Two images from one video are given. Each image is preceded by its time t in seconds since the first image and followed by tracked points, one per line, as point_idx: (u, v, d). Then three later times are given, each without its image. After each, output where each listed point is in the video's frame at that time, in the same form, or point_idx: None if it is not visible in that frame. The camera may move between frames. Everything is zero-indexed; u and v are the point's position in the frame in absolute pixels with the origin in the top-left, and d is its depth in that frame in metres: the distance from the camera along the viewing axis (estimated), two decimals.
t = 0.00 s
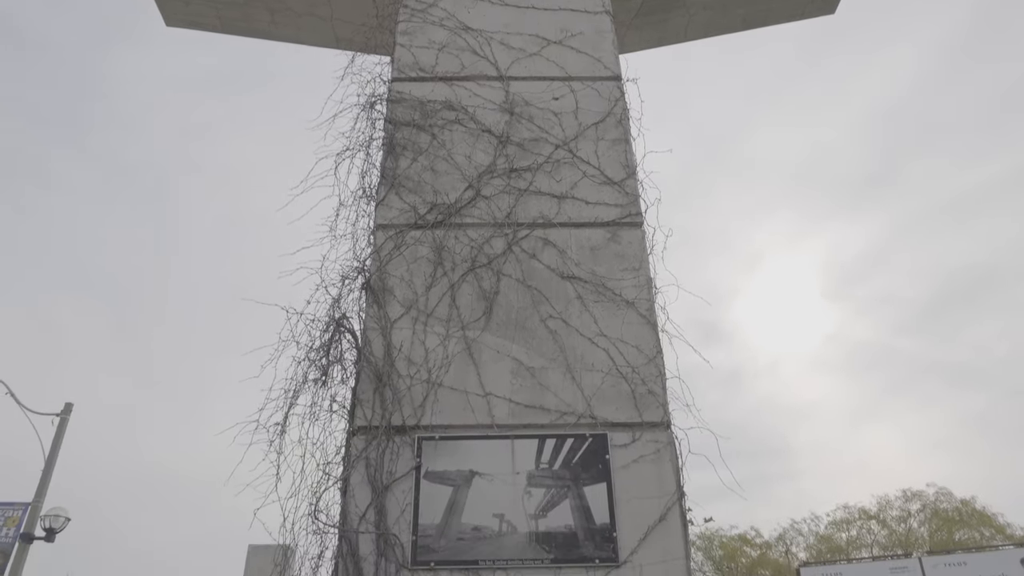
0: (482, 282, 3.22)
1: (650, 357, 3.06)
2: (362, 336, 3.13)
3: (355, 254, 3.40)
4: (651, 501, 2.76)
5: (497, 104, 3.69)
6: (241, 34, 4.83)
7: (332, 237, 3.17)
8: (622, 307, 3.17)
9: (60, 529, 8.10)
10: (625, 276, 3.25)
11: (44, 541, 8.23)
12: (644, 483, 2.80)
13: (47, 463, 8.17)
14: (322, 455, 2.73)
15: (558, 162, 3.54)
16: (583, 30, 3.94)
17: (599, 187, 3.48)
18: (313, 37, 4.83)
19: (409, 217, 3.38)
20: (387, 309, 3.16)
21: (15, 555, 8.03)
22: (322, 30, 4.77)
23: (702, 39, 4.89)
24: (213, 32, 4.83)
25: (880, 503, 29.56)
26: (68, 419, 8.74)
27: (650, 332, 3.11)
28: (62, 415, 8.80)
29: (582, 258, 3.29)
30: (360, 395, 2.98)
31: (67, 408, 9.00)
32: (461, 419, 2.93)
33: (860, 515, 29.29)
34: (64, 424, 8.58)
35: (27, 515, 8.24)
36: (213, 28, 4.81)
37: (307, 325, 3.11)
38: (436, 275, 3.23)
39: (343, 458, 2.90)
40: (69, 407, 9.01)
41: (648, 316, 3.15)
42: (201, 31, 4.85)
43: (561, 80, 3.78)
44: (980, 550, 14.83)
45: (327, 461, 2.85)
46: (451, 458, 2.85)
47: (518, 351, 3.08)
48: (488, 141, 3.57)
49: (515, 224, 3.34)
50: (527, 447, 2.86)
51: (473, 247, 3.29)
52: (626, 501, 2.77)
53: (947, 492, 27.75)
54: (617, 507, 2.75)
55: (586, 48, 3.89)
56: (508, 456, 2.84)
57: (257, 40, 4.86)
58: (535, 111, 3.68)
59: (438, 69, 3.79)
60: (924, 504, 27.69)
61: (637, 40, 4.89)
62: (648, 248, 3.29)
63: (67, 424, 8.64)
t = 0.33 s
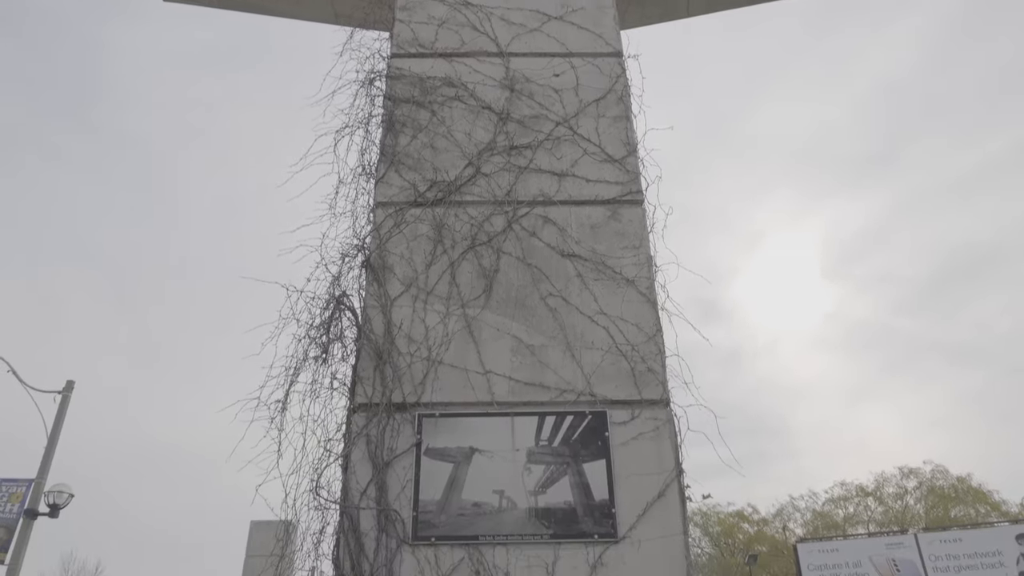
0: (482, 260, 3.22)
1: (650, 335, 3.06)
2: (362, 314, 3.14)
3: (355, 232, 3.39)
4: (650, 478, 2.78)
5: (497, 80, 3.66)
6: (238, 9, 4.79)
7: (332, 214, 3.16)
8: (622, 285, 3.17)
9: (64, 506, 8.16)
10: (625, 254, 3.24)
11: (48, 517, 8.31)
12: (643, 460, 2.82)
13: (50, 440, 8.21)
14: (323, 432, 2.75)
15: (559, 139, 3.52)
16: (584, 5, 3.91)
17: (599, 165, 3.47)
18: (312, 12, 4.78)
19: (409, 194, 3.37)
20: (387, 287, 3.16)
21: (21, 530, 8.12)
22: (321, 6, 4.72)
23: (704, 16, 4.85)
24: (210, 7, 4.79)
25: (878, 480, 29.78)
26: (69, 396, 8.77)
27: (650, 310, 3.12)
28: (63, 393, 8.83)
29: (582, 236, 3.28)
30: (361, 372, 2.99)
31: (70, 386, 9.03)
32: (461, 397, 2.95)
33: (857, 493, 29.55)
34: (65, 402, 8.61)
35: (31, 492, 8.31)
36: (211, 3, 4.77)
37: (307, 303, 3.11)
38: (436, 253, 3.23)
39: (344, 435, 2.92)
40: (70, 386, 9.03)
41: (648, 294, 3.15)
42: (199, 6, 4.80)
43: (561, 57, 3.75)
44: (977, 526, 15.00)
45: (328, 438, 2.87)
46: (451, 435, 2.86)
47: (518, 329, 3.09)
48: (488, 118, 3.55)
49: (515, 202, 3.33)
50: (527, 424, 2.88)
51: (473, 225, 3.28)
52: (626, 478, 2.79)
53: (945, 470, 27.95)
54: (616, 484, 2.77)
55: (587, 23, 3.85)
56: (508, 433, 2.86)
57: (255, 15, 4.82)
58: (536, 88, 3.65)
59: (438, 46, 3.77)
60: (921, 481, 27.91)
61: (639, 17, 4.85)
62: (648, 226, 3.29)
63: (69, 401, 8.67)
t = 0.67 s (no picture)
0: (482, 238, 3.21)
1: (650, 313, 3.07)
2: (362, 291, 3.14)
3: (355, 210, 3.39)
4: (648, 455, 2.79)
5: (497, 57, 3.63)
6: None
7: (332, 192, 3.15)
8: (622, 263, 3.17)
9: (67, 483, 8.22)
10: (625, 232, 3.24)
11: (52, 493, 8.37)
12: (642, 437, 2.83)
13: (52, 417, 8.25)
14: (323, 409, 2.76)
15: (559, 117, 3.50)
16: None
17: (600, 143, 3.45)
18: None
19: (409, 171, 3.36)
20: (387, 264, 3.16)
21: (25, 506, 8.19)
22: None
23: None
24: None
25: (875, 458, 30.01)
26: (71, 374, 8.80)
27: (650, 289, 3.12)
28: (64, 370, 8.85)
29: (582, 214, 3.28)
30: (361, 349, 2.99)
31: (71, 363, 9.05)
32: (461, 374, 2.95)
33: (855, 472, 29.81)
34: (66, 379, 8.63)
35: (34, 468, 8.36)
36: None
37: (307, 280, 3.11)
38: (436, 231, 3.22)
39: (345, 412, 2.93)
40: (71, 363, 9.05)
41: (648, 272, 3.15)
42: None
43: (562, 33, 3.72)
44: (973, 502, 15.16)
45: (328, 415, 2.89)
46: (451, 412, 2.88)
47: (518, 307, 3.09)
48: (488, 95, 3.52)
49: (515, 180, 3.32)
50: (527, 402, 2.89)
51: (473, 203, 3.27)
52: (625, 455, 2.80)
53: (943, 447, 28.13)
54: (616, 461, 2.79)
55: None
56: (508, 411, 2.87)
57: None
58: (536, 64, 3.63)
59: (438, 22, 3.74)
60: (918, 458, 28.09)
61: None
62: (648, 204, 3.28)
63: (70, 378, 8.70)
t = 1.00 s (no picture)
0: (482, 218, 3.21)
1: (649, 293, 3.07)
2: (362, 272, 3.14)
3: (355, 190, 3.38)
4: (647, 434, 2.81)
5: (496, 35, 3.61)
6: None
7: (331, 172, 3.14)
8: (623, 243, 3.16)
9: (69, 462, 8.27)
10: (625, 211, 3.23)
11: (54, 472, 8.44)
12: (641, 416, 2.85)
13: (53, 397, 8.28)
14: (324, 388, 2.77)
15: (560, 96, 3.48)
16: None
17: (601, 122, 3.43)
18: None
19: (409, 151, 3.35)
20: (387, 244, 3.16)
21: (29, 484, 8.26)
22: None
23: None
24: None
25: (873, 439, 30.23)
26: (72, 354, 8.82)
27: (650, 269, 3.12)
28: (64, 351, 8.87)
29: (582, 193, 3.27)
30: (361, 329, 3.00)
31: (71, 343, 9.07)
32: (461, 354, 2.96)
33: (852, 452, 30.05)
34: (67, 359, 8.65)
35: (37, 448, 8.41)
36: None
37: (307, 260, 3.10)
38: (436, 211, 3.21)
39: (346, 392, 2.94)
40: (71, 343, 9.06)
41: (648, 252, 3.14)
42: None
43: (562, 11, 3.69)
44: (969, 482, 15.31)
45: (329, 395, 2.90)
46: (451, 391, 2.89)
47: (518, 287, 3.09)
48: (488, 74, 3.50)
49: (516, 159, 3.31)
50: (527, 381, 2.90)
51: (473, 182, 3.26)
52: (624, 434, 2.82)
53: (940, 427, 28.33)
54: (615, 440, 2.80)
55: None
56: (508, 390, 2.88)
57: None
58: (537, 43, 3.60)
59: None
60: (916, 439, 28.22)
61: None
62: (649, 183, 3.27)
63: (71, 359, 8.73)
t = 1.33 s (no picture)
0: (482, 198, 3.20)
1: (649, 275, 3.07)
2: (362, 253, 3.13)
3: (354, 171, 3.36)
4: (647, 414, 2.82)
5: (497, 14, 3.58)
6: None
7: (331, 152, 3.13)
8: (623, 225, 3.16)
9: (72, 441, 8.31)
10: (626, 192, 3.22)
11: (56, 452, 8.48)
12: (641, 397, 2.86)
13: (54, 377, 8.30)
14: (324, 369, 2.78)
15: (561, 75, 3.45)
16: None
17: (601, 102, 3.41)
18: None
19: (409, 131, 3.33)
20: (387, 225, 3.15)
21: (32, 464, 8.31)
22: None
23: None
24: None
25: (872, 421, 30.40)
26: (73, 335, 8.82)
27: (650, 250, 3.11)
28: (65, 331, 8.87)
29: (583, 173, 3.26)
30: (361, 310, 3.00)
31: (71, 323, 9.07)
32: (461, 335, 2.97)
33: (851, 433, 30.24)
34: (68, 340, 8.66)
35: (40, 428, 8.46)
36: None
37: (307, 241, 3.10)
38: (436, 191, 3.21)
39: (347, 372, 2.95)
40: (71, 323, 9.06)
41: (648, 233, 3.14)
42: None
43: None
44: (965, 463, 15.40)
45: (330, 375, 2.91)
46: (451, 372, 2.90)
47: (518, 268, 3.09)
48: (488, 53, 3.47)
49: (516, 139, 3.29)
50: (527, 362, 2.91)
51: (473, 163, 3.25)
52: (624, 414, 2.83)
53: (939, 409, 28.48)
54: (614, 420, 2.82)
55: None
56: (508, 370, 2.89)
57: None
58: (537, 21, 3.57)
59: None
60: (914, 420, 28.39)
61: None
62: (649, 164, 3.25)
63: (72, 340, 8.75)
